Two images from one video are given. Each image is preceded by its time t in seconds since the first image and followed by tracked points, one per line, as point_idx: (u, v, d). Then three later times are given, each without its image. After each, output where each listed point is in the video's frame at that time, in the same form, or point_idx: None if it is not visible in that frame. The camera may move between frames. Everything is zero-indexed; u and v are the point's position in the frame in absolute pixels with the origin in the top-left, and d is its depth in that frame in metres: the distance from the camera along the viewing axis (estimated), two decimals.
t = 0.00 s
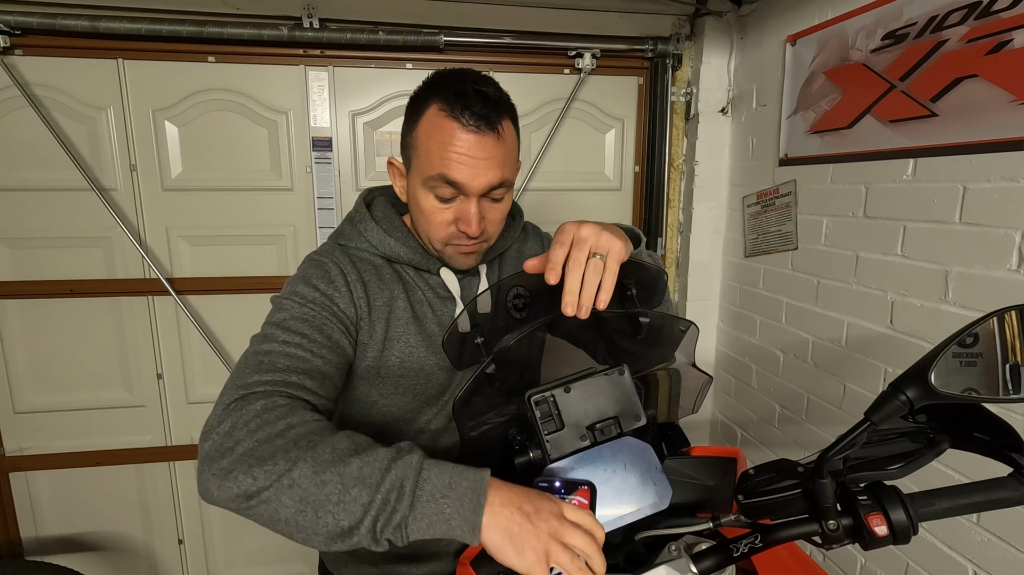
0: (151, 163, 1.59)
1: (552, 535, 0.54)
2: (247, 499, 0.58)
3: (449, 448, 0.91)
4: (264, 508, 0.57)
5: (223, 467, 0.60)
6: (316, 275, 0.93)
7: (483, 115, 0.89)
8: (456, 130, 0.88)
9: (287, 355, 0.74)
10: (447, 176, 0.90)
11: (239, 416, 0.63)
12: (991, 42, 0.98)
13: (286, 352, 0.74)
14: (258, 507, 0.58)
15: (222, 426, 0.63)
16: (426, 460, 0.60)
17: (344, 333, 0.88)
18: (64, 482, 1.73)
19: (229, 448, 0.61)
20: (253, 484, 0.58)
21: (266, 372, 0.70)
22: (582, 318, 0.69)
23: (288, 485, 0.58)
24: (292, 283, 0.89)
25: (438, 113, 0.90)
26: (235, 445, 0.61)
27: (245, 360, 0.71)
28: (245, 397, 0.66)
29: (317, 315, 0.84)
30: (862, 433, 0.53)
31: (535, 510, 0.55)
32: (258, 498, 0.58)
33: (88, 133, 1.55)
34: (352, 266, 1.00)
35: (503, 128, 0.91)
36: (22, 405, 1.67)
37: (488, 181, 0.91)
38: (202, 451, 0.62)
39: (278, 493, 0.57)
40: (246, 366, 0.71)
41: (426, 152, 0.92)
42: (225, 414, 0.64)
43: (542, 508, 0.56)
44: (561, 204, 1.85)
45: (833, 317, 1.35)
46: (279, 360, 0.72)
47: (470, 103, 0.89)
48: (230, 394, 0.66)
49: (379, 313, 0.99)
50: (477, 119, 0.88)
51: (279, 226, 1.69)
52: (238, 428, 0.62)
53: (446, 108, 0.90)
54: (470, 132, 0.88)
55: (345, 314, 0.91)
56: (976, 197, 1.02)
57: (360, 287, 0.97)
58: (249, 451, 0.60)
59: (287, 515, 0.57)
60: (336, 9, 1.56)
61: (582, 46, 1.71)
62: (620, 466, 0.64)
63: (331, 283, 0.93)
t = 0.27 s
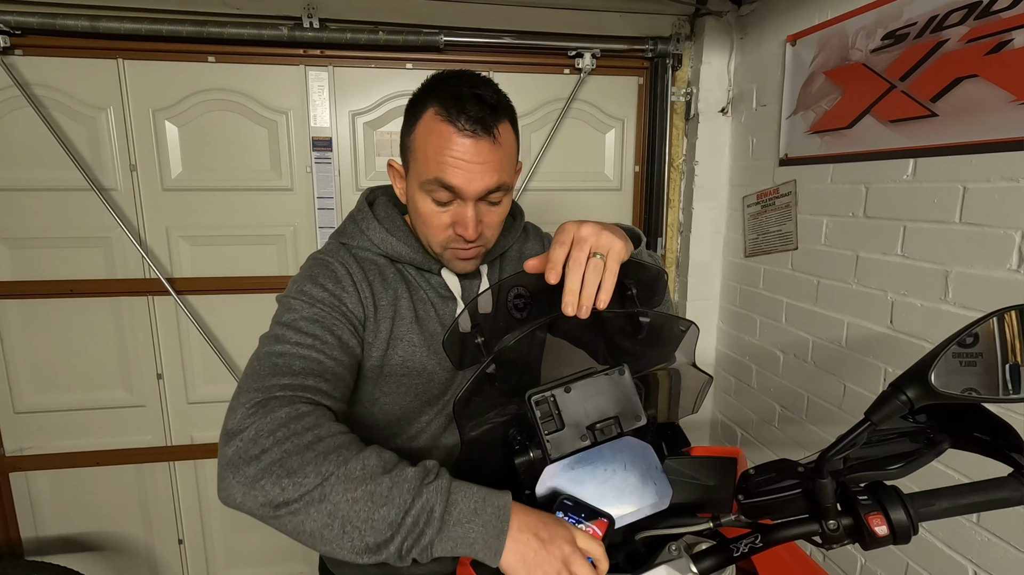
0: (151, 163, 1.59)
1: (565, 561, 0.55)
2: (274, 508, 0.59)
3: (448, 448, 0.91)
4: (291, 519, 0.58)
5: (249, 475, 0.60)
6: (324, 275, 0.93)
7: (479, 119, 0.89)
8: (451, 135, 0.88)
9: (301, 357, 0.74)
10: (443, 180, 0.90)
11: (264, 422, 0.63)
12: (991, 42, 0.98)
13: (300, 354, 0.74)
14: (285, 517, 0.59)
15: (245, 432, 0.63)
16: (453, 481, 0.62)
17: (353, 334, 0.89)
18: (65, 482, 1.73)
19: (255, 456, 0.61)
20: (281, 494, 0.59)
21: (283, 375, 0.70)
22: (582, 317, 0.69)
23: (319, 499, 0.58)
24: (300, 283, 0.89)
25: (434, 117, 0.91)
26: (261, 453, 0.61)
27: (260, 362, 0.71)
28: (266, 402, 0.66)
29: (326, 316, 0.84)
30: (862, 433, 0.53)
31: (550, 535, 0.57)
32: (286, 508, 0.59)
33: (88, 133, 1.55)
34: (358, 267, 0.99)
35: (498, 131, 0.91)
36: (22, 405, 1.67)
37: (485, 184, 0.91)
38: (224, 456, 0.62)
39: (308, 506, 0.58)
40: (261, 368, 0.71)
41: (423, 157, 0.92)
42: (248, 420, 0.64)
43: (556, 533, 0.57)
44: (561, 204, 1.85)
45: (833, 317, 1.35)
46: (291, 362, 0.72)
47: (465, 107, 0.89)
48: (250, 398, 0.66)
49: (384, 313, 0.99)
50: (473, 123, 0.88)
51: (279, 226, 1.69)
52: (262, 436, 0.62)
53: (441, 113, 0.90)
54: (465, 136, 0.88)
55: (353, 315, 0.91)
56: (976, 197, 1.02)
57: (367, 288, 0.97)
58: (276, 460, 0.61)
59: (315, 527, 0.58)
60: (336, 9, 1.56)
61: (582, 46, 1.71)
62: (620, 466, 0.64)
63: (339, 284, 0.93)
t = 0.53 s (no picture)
0: (151, 163, 1.59)
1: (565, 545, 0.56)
2: (273, 458, 0.57)
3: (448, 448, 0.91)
4: (290, 469, 0.57)
5: (251, 420, 0.59)
6: (334, 256, 0.93)
7: (510, 111, 0.91)
8: (483, 121, 0.89)
9: (310, 322, 0.73)
10: (469, 165, 0.90)
11: (274, 372, 0.63)
12: (991, 42, 0.98)
13: (308, 320, 0.73)
14: (284, 467, 0.57)
15: (251, 377, 0.62)
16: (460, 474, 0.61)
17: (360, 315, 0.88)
18: (65, 482, 1.73)
19: (260, 402, 0.60)
20: (286, 443, 0.58)
21: (295, 334, 0.69)
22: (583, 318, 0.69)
23: (325, 453, 0.58)
24: (312, 260, 0.89)
25: (464, 105, 0.91)
26: (268, 401, 0.60)
27: (267, 318, 0.70)
28: (276, 355, 0.65)
29: (337, 294, 0.84)
30: (862, 433, 0.53)
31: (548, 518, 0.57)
32: (286, 458, 0.57)
33: (87, 133, 1.55)
34: (368, 254, 0.99)
35: (526, 127, 0.93)
36: (22, 405, 1.67)
37: (509, 174, 0.91)
38: (226, 397, 0.61)
39: (312, 458, 0.57)
40: (268, 323, 0.69)
41: (450, 142, 0.92)
42: (258, 366, 0.63)
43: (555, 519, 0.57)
44: (561, 204, 1.84)
45: (833, 317, 1.35)
46: (304, 327, 0.72)
47: (496, 99, 0.91)
48: (257, 348, 0.65)
49: (389, 301, 0.98)
50: (504, 114, 0.90)
51: (279, 226, 1.69)
52: (270, 385, 0.61)
53: (473, 101, 0.91)
54: (495, 125, 0.89)
55: (361, 296, 0.91)
56: (976, 197, 1.02)
57: (376, 274, 0.97)
58: (283, 409, 0.60)
59: (314, 482, 0.56)
60: (337, 9, 1.56)
61: (582, 46, 1.71)
62: (620, 466, 0.63)
63: (348, 265, 0.93)
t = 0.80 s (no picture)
0: (151, 163, 1.59)
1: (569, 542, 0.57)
2: (270, 469, 0.56)
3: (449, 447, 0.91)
4: (285, 483, 0.55)
5: (248, 429, 0.58)
6: (341, 258, 0.92)
7: (484, 105, 0.89)
8: (459, 120, 0.88)
9: (313, 325, 0.73)
10: (446, 165, 0.90)
11: (274, 379, 0.62)
12: (991, 42, 0.98)
13: (312, 322, 0.73)
14: (280, 480, 0.56)
15: (252, 384, 0.62)
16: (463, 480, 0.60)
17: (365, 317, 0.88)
18: (65, 482, 1.73)
19: (258, 410, 0.59)
20: (281, 454, 0.56)
21: (297, 338, 0.69)
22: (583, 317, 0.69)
23: (319, 468, 0.56)
24: (318, 262, 0.89)
25: (438, 105, 0.91)
26: (266, 409, 0.59)
27: (271, 323, 0.70)
28: (278, 360, 0.65)
29: (342, 296, 0.84)
30: (862, 433, 0.53)
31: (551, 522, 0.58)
32: (282, 471, 0.56)
33: (87, 133, 1.55)
34: (375, 255, 0.99)
35: (503, 119, 0.91)
36: (22, 405, 1.67)
37: (487, 170, 0.90)
38: (225, 406, 0.60)
39: (307, 472, 0.56)
40: (273, 328, 0.69)
41: (428, 142, 0.92)
42: (258, 373, 0.62)
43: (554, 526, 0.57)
44: (561, 204, 1.84)
45: (833, 317, 1.35)
46: (307, 330, 0.71)
47: (471, 95, 0.90)
48: (260, 354, 0.65)
49: (395, 302, 0.98)
50: (478, 110, 0.89)
51: (279, 226, 1.69)
52: (270, 391, 0.61)
53: (449, 100, 0.90)
54: (468, 121, 0.88)
55: (367, 298, 0.90)
56: (976, 197, 1.02)
57: (383, 275, 0.97)
58: (280, 418, 0.59)
59: (309, 496, 0.55)
60: (336, 9, 1.56)
61: (582, 46, 1.71)
62: (620, 466, 0.63)
63: (354, 267, 0.92)
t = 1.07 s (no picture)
0: (151, 163, 1.59)
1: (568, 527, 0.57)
2: (263, 474, 0.57)
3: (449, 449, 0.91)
4: (279, 487, 0.56)
5: (241, 435, 0.59)
6: (337, 259, 0.91)
7: (493, 96, 0.90)
8: (467, 109, 0.89)
9: (306, 328, 0.73)
10: (454, 154, 0.90)
11: (265, 384, 0.62)
12: (991, 42, 0.98)
13: (307, 326, 0.73)
14: (274, 485, 0.57)
15: (243, 389, 0.62)
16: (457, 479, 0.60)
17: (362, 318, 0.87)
18: (65, 482, 1.73)
19: (250, 416, 0.60)
20: (274, 459, 0.57)
21: (290, 342, 0.69)
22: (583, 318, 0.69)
23: (312, 470, 0.57)
24: (313, 263, 0.88)
25: (446, 96, 0.92)
26: (258, 415, 0.60)
27: (264, 328, 0.70)
28: (270, 365, 0.64)
29: (338, 298, 0.83)
30: (862, 433, 0.53)
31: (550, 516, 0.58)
32: (275, 475, 0.57)
33: (87, 133, 1.55)
34: (372, 256, 0.98)
35: (512, 112, 0.92)
36: (22, 405, 1.67)
37: (496, 161, 0.91)
38: (217, 412, 0.61)
39: (301, 476, 0.57)
40: (266, 333, 0.69)
41: (436, 133, 0.93)
42: (250, 378, 0.62)
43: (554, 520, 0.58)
44: (561, 204, 1.84)
45: (833, 317, 1.35)
46: (300, 334, 0.71)
47: (480, 86, 0.91)
48: (254, 359, 0.65)
49: (392, 303, 0.97)
50: (486, 100, 0.90)
51: (279, 226, 1.69)
52: (261, 396, 0.61)
53: (456, 90, 0.92)
54: (478, 111, 0.89)
55: (363, 300, 0.90)
56: (976, 197, 1.02)
57: (380, 278, 0.96)
58: (272, 423, 0.59)
59: (303, 500, 0.56)
60: (336, 9, 1.56)
61: (582, 46, 1.71)
62: (620, 466, 0.63)
63: (351, 269, 0.91)
